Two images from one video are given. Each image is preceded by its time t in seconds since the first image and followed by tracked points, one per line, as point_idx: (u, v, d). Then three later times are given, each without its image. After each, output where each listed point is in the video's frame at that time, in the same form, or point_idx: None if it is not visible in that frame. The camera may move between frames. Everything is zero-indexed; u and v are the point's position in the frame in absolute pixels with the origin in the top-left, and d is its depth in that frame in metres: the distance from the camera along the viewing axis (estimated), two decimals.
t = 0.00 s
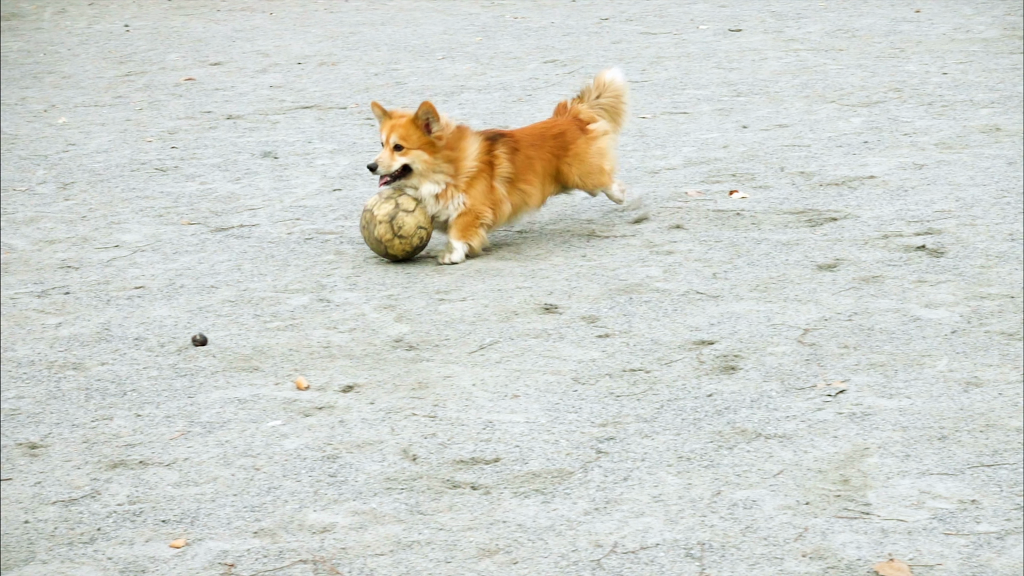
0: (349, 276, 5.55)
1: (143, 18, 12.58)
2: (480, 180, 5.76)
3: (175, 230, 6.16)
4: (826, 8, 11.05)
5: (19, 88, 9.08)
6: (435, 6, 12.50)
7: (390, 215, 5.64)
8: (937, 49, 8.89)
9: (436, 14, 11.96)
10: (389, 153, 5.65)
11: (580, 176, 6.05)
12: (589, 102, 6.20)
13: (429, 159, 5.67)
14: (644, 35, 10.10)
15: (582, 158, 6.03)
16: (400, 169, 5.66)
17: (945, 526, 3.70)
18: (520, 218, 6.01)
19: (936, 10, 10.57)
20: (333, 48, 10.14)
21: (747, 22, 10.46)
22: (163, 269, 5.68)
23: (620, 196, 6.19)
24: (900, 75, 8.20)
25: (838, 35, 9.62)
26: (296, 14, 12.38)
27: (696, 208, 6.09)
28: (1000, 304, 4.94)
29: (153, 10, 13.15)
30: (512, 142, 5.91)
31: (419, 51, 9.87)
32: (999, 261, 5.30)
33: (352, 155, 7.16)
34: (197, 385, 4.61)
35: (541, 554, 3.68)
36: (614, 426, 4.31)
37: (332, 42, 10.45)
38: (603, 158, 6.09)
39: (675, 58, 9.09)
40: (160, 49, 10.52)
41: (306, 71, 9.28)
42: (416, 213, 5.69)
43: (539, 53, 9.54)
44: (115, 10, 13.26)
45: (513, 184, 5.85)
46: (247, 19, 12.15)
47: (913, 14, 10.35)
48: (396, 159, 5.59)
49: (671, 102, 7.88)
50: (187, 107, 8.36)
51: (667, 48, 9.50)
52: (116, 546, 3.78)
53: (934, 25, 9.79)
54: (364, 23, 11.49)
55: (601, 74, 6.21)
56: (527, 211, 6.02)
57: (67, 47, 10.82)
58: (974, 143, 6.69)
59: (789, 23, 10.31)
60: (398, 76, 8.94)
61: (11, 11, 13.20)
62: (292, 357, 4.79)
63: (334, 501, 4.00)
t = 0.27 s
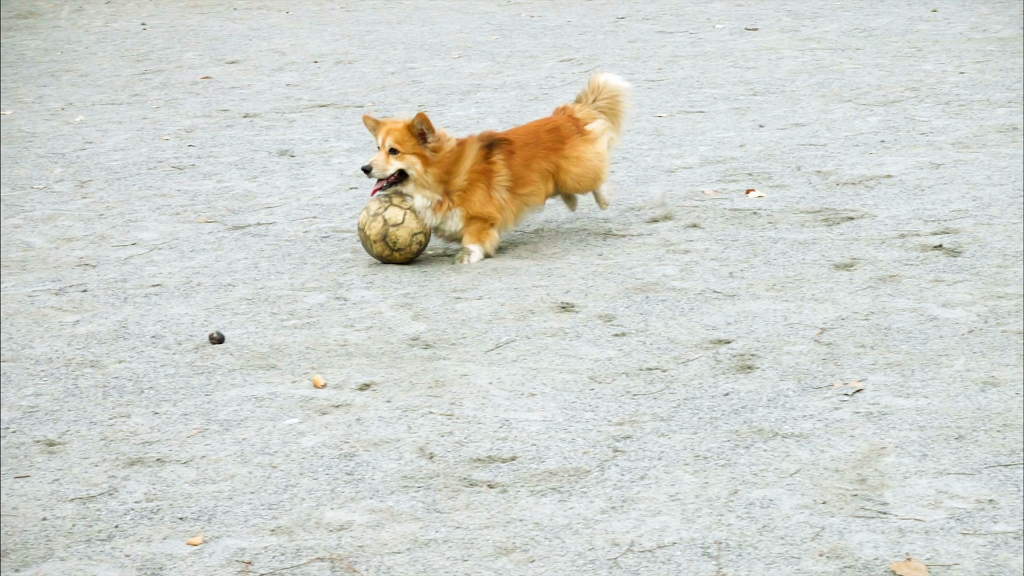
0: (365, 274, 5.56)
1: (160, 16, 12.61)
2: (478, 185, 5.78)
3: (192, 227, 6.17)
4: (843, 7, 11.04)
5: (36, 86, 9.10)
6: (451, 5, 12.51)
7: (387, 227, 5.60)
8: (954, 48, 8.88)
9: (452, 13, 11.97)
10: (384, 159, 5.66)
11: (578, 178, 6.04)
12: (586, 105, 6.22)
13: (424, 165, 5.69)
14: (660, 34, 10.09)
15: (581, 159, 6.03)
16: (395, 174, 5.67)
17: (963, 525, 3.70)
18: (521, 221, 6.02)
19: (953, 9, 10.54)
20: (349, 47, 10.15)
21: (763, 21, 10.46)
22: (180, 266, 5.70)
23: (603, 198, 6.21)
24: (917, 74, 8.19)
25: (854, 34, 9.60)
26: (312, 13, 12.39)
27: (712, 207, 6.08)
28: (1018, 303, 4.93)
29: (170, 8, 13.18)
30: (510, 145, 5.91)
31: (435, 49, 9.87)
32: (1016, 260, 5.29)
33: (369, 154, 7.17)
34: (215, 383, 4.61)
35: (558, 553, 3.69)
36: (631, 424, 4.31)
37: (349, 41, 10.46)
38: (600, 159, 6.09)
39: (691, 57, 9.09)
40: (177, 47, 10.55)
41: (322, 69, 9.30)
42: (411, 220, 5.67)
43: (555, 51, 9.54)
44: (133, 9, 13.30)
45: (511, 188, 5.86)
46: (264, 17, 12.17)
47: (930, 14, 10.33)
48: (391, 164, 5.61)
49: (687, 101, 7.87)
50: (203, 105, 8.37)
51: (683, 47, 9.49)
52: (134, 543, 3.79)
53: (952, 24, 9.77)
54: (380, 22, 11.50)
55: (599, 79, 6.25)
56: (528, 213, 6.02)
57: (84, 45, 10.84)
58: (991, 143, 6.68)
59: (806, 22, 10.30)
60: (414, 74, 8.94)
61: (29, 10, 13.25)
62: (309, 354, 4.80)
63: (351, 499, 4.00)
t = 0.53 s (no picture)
0: (378, 273, 5.56)
1: (174, 14, 12.63)
2: (474, 187, 5.71)
3: (206, 225, 6.18)
4: (858, 6, 11.03)
5: (51, 84, 9.12)
6: (464, 3, 12.52)
7: (385, 239, 5.59)
8: (968, 47, 8.87)
9: (465, 11, 11.97)
10: (379, 157, 5.56)
11: (575, 182, 5.95)
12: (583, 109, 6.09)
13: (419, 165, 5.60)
14: (674, 33, 10.09)
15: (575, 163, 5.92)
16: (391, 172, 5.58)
17: (977, 525, 3.69)
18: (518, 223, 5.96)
19: (968, 8, 10.53)
20: (363, 45, 10.16)
21: (777, 20, 10.45)
22: (194, 264, 5.70)
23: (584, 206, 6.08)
24: (931, 73, 8.18)
25: (868, 33, 9.60)
26: (326, 11, 12.41)
27: (726, 206, 6.07)
28: None
29: (184, 6, 13.21)
30: (506, 146, 5.83)
31: (449, 47, 9.88)
32: None
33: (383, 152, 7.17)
34: (229, 381, 4.62)
35: (572, 551, 3.69)
36: (645, 423, 4.31)
37: (363, 39, 10.47)
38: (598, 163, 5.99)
39: (705, 56, 9.09)
40: (192, 45, 10.56)
41: (336, 68, 9.30)
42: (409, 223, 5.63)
43: (569, 50, 9.54)
44: (147, 7, 13.32)
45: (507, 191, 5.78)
46: (278, 16, 12.19)
47: (944, 13, 10.32)
48: (386, 164, 5.51)
49: (701, 99, 7.87)
50: (218, 103, 8.38)
51: (697, 46, 9.49)
52: (149, 541, 3.79)
53: (967, 23, 9.77)
54: (394, 20, 11.51)
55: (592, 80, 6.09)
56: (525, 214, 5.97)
57: (98, 43, 10.86)
58: (1006, 142, 6.67)
59: (820, 20, 10.29)
60: (427, 73, 8.94)
61: (44, 9, 13.28)
62: (323, 352, 4.80)
63: (365, 497, 4.00)
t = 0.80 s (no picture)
0: (394, 271, 5.56)
1: (191, 12, 12.65)
2: (468, 184, 5.63)
3: (223, 223, 6.18)
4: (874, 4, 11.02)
5: (68, 82, 9.13)
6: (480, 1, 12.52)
7: (388, 244, 5.58)
8: (985, 45, 8.86)
9: (481, 9, 11.97)
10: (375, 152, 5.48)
11: (570, 185, 5.85)
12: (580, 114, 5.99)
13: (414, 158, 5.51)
14: (690, 31, 10.09)
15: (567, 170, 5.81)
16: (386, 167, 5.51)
17: (995, 523, 3.69)
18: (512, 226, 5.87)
19: (984, 6, 10.51)
20: (379, 43, 10.17)
21: (793, 18, 10.45)
22: (211, 261, 5.71)
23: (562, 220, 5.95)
24: (947, 71, 8.17)
25: (885, 31, 9.59)
26: (342, 9, 12.41)
27: (743, 203, 6.07)
28: None
29: (201, 4, 13.22)
30: (501, 145, 5.76)
31: (465, 45, 9.88)
32: None
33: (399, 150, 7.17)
34: (246, 378, 4.62)
35: (589, 549, 3.69)
36: (662, 420, 4.30)
37: (380, 37, 10.47)
38: (595, 168, 5.89)
39: (721, 54, 9.08)
40: (209, 42, 10.58)
41: (352, 65, 9.31)
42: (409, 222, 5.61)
43: (585, 48, 9.54)
44: (164, 4, 13.34)
45: (501, 191, 5.71)
46: (294, 13, 12.20)
47: (961, 11, 10.31)
48: (381, 156, 5.42)
49: (718, 97, 7.87)
50: (234, 101, 8.39)
51: (713, 43, 9.49)
52: (166, 537, 3.80)
53: (983, 21, 9.75)
54: (410, 18, 11.52)
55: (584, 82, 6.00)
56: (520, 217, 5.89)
57: (115, 41, 10.88)
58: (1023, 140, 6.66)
59: (836, 18, 10.28)
60: (444, 71, 8.95)
61: (61, 6, 13.31)
62: (340, 350, 4.80)
63: (383, 494, 4.00)
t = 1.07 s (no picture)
0: (411, 269, 5.57)
1: (208, 8, 12.66)
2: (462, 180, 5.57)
3: (241, 219, 6.19)
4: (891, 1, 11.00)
5: (86, 78, 9.15)
6: None
7: (394, 250, 5.60)
8: (1003, 43, 8.84)
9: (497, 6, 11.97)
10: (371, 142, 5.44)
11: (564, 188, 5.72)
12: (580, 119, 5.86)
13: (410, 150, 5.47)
14: (708, 28, 10.08)
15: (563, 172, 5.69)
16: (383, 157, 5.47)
17: (1013, 521, 3.68)
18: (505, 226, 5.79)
19: (1002, 3, 10.49)
20: (396, 39, 10.17)
21: (811, 15, 10.44)
22: (229, 258, 5.71)
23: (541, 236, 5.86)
24: (965, 68, 8.16)
25: (902, 29, 9.58)
26: (359, 5, 12.42)
27: (760, 200, 6.06)
28: None
29: None
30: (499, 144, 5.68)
31: (482, 42, 9.88)
32: None
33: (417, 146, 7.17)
34: (264, 374, 4.63)
35: (607, 545, 3.69)
36: (680, 417, 4.30)
37: (397, 34, 10.47)
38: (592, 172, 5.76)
39: (739, 51, 9.08)
40: (226, 39, 10.59)
41: (370, 62, 9.31)
42: (407, 221, 5.60)
43: (602, 44, 9.54)
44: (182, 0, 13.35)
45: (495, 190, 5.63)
46: (311, 10, 12.21)
47: (979, 8, 10.29)
48: (376, 148, 5.39)
49: (735, 94, 7.86)
50: (252, 97, 8.39)
51: (730, 40, 9.49)
52: (185, 533, 3.80)
53: (1001, 19, 9.74)
54: (427, 15, 11.52)
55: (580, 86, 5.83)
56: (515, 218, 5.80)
57: (133, 37, 10.89)
58: None
59: (853, 15, 10.27)
60: (461, 67, 8.94)
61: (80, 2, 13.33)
62: (358, 346, 4.80)
63: (400, 490, 4.01)
